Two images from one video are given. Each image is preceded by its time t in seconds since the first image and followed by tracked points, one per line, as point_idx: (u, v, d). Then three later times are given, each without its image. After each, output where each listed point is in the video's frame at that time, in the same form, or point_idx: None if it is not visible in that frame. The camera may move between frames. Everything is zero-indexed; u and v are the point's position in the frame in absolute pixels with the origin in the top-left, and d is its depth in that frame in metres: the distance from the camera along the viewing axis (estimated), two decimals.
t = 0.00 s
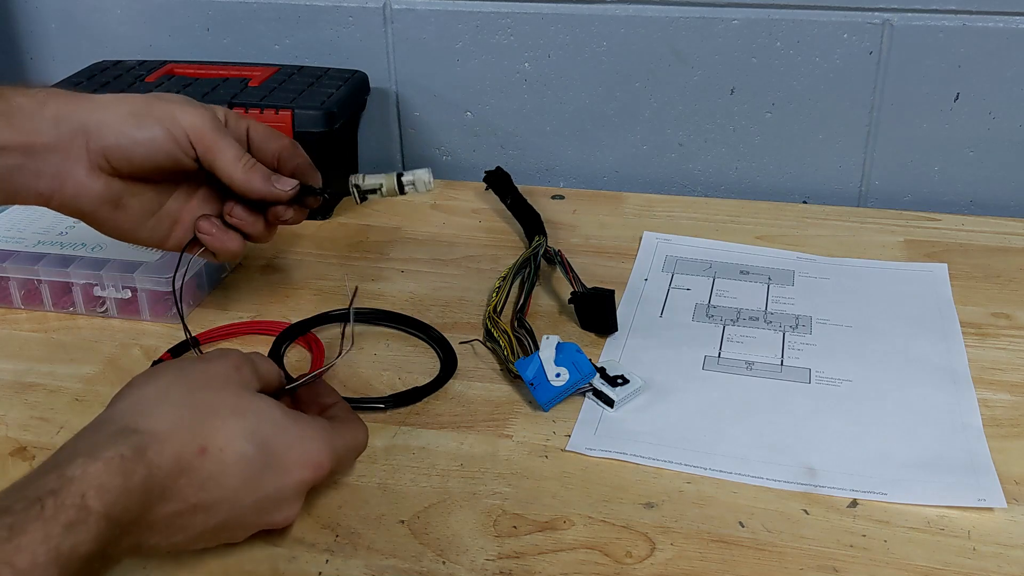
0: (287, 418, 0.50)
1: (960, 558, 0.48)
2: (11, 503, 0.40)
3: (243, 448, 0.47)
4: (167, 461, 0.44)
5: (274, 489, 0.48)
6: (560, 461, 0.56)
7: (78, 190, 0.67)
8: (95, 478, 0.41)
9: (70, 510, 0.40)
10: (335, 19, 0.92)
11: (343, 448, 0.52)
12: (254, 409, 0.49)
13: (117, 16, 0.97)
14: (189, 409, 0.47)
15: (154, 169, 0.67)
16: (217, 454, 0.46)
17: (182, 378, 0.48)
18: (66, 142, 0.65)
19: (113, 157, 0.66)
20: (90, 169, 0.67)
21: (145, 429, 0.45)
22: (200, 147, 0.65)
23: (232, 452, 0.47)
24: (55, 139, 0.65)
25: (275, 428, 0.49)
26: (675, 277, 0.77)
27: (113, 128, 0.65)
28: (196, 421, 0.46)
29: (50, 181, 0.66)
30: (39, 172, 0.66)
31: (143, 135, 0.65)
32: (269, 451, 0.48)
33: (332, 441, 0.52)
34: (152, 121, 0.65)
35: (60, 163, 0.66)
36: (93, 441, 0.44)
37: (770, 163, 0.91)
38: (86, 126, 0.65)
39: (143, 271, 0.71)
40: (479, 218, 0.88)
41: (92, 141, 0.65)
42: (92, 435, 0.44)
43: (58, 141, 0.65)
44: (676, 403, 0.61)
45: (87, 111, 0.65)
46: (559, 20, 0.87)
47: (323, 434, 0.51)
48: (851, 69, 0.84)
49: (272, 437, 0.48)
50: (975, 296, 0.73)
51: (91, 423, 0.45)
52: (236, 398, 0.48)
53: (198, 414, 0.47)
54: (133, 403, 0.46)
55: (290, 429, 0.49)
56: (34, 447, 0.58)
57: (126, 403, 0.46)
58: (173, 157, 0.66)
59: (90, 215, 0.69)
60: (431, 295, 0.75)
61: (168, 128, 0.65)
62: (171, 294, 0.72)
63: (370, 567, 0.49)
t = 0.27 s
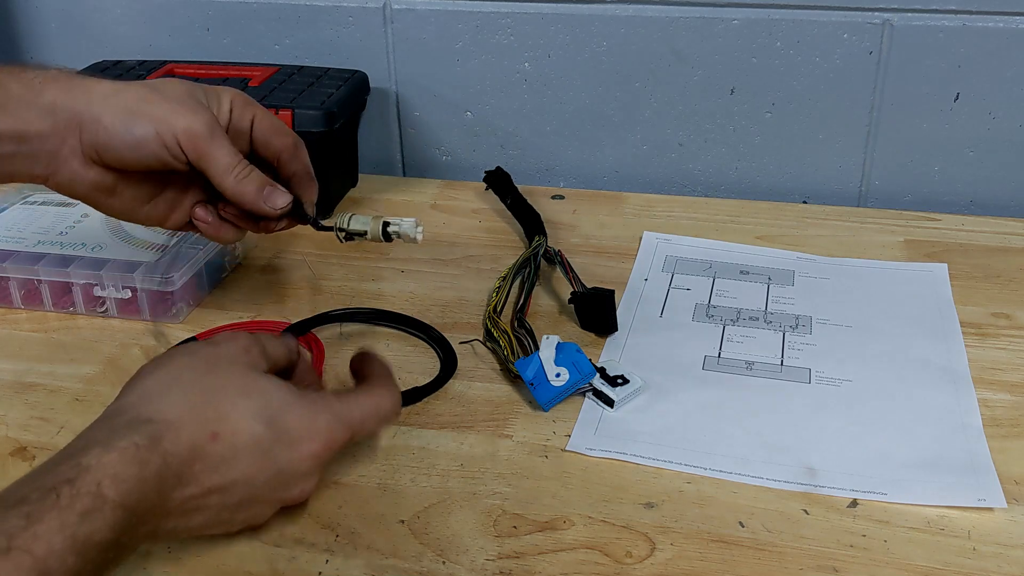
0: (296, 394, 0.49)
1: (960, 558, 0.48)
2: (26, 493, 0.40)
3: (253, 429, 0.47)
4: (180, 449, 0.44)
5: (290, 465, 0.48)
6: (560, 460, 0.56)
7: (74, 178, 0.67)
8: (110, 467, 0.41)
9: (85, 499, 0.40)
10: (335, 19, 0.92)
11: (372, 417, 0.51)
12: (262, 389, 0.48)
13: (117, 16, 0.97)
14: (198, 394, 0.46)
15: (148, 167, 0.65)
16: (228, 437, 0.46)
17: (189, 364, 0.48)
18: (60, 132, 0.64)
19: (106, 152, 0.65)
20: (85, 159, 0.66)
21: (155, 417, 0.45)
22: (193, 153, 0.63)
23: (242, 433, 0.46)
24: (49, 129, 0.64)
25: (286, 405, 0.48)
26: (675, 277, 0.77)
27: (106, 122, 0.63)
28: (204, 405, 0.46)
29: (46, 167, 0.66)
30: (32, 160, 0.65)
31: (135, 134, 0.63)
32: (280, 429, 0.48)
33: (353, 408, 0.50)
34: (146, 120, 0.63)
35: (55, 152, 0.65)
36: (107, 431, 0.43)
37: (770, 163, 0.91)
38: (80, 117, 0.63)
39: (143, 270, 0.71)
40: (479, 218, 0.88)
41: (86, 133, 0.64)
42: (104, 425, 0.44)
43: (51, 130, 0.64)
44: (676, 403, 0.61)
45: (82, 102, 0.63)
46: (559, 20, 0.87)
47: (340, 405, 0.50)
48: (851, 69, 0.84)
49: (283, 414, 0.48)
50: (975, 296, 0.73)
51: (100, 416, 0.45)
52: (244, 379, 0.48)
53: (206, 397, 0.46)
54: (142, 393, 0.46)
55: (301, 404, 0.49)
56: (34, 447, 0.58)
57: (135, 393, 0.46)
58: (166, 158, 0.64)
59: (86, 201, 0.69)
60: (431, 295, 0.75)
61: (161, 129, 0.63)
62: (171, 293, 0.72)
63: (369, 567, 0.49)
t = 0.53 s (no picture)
0: (338, 347, 0.50)
1: (960, 558, 0.48)
2: (96, 462, 0.41)
3: (304, 391, 0.47)
4: (239, 420, 0.45)
5: (338, 416, 0.50)
6: (560, 460, 0.56)
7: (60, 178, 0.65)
8: (178, 444, 0.42)
9: (154, 474, 0.41)
10: (335, 19, 0.92)
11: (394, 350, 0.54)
12: (310, 349, 0.48)
13: (117, 16, 0.97)
14: (250, 362, 0.46)
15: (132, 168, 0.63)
16: (282, 402, 0.47)
17: (236, 326, 0.47)
18: (46, 130, 0.62)
19: (90, 152, 0.62)
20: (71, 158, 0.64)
21: (214, 392, 0.45)
22: (176, 154, 0.59)
23: (295, 395, 0.47)
24: (34, 126, 0.62)
25: (332, 361, 0.49)
26: (675, 277, 0.77)
27: (89, 122, 0.61)
28: (259, 373, 0.46)
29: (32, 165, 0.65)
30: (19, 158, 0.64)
31: (117, 133, 0.61)
32: (328, 386, 0.48)
33: (382, 350, 0.53)
34: (128, 120, 0.60)
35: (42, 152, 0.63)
36: (172, 405, 0.44)
37: (770, 163, 0.91)
38: (63, 115, 0.61)
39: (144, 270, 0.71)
40: (479, 218, 0.88)
41: (68, 132, 0.62)
42: (166, 398, 0.44)
43: (36, 128, 0.62)
44: (676, 403, 0.60)
45: (65, 100, 0.61)
46: (559, 21, 0.87)
47: (374, 352, 0.52)
48: (851, 69, 0.84)
49: (331, 372, 0.49)
50: (975, 296, 0.73)
51: (156, 389, 0.45)
52: (293, 342, 0.48)
53: (259, 364, 0.46)
54: (196, 362, 0.45)
55: (345, 358, 0.50)
56: (34, 446, 0.58)
57: (190, 363, 0.45)
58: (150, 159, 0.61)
59: (76, 199, 0.68)
60: (431, 295, 0.75)
61: (143, 129, 0.60)
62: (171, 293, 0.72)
63: (370, 567, 0.49)
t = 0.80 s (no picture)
0: (347, 355, 0.50)
1: (959, 558, 0.48)
2: (115, 473, 0.40)
3: (310, 403, 0.48)
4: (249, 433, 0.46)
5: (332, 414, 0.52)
6: (560, 460, 0.56)
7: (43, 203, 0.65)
8: (193, 463, 0.43)
9: (168, 492, 0.42)
10: (335, 19, 0.92)
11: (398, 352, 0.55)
12: (320, 363, 0.48)
13: (117, 15, 0.97)
14: (264, 380, 0.46)
15: (115, 202, 0.63)
16: (287, 413, 0.48)
17: (252, 335, 0.46)
18: (30, 158, 0.62)
19: (73, 185, 0.62)
20: (54, 188, 0.64)
21: (230, 411, 0.45)
22: (164, 193, 0.60)
23: (300, 409, 0.48)
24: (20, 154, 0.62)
25: (340, 374, 0.50)
26: (675, 277, 0.77)
27: (74, 153, 0.61)
28: (272, 393, 0.46)
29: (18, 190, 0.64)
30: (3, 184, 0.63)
31: (103, 169, 0.61)
32: (331, 397, 0.50)
33: (389, 355, 0.54)
34: (114, 157, 0.60)
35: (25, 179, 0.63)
36: (187, 423, 0.43)
37: (770, 162, 0.91)
38: (47, 146, 0.61)
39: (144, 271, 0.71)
40: (480, 218, 0.88)
41: (54, 163, 0.62)
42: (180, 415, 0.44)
43: (21, 156, 0.62)
44: (676, 403, 0.61)
45: (50, 129, 0.61)
46: (559, 21, 0.87)
47: (381, 358, 0.53)
48: (850, 69, 0.84)
49: (338, 385, 0.50)
50: (975, 296, 0.73)
51: (171, 394, 0.44)
52: (305, 359, 0.47)
53: (272, 383, 0.46)
54: (213, 373, 0.45)
55: (352, 368, 0.50)
56: (34, 447, 0.58)
57: (206, 373, 0.45)
58: (134, 196, 0.61)
59: (56, 225, 0.68)
60: (431, 295, 0.75)
61: (129, 167, 0.60)
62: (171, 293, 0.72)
63: (369, 567, 0.49)
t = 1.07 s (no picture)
0: (349, 375, 0.51)
1: (959, 558, 0.48)
2: (111, 474, 0.40)
3: (307, 419, 0.48)
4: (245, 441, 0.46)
5: (330, 438, 0.52)
6: (560, 460, 0.56)
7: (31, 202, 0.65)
8: (189, 465, 0.42)
9: (163, 493, 0.41)
10: (335, 19, 0.92)
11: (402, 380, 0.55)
12: (318, 376, 0.49)
13: (117, 16, 0.97)
14: (262, 389, 0.46)
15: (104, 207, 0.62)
16: (284, 427, 0.48)
17: (255, 345, 0.47)
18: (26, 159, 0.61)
19: (63, 187, 0.61)
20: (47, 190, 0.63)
21: (227, 414, 0.45)
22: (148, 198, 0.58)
23: (297, 424, 0.48)
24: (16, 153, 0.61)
25: (340, 394, 0.50)
26: (675, 277, 0.77)
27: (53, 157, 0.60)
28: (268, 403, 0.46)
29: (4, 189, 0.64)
30: None
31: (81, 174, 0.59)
32: (329, 416, 0.49)
33: (392, 381, 0.54)
34: (95, 161, 0.59)
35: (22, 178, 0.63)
36: (183, 424, 0.43)
37: (769, 162, 0.91)
38: (33, 149, 0.60)
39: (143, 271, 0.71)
40: (479, 218, 0.88)
41: (35, 166, 0.61)
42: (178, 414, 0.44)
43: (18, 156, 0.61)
44: (676, 403, 0.61)
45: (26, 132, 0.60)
46: (559, 21, 0.87)
47: (384, 384, 0.53)
48: (851, 69, 0.84)
49: (336, 404, 0.50)
50: (974, 296, 0.73)
51: (172, 395, 0.45)
52: (304, 372, 0.48)
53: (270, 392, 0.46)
54: (213, 376, 0.45)
55: (354, 391, 0.51)
56: (34, 447, 0.58)
57: (207, 376, 0.45)
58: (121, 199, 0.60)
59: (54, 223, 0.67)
60: (430, 295, 0.75)
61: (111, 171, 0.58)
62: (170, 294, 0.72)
63: (370, 567, 0.49)
